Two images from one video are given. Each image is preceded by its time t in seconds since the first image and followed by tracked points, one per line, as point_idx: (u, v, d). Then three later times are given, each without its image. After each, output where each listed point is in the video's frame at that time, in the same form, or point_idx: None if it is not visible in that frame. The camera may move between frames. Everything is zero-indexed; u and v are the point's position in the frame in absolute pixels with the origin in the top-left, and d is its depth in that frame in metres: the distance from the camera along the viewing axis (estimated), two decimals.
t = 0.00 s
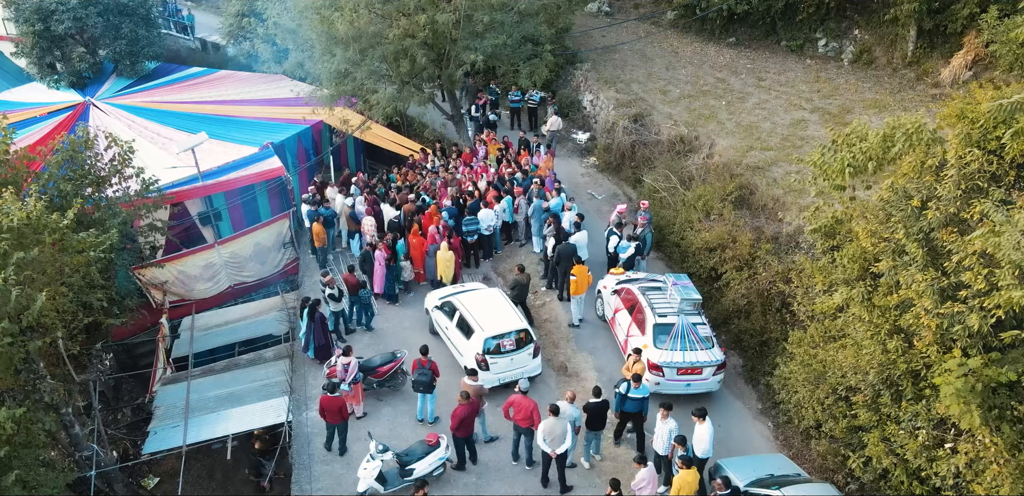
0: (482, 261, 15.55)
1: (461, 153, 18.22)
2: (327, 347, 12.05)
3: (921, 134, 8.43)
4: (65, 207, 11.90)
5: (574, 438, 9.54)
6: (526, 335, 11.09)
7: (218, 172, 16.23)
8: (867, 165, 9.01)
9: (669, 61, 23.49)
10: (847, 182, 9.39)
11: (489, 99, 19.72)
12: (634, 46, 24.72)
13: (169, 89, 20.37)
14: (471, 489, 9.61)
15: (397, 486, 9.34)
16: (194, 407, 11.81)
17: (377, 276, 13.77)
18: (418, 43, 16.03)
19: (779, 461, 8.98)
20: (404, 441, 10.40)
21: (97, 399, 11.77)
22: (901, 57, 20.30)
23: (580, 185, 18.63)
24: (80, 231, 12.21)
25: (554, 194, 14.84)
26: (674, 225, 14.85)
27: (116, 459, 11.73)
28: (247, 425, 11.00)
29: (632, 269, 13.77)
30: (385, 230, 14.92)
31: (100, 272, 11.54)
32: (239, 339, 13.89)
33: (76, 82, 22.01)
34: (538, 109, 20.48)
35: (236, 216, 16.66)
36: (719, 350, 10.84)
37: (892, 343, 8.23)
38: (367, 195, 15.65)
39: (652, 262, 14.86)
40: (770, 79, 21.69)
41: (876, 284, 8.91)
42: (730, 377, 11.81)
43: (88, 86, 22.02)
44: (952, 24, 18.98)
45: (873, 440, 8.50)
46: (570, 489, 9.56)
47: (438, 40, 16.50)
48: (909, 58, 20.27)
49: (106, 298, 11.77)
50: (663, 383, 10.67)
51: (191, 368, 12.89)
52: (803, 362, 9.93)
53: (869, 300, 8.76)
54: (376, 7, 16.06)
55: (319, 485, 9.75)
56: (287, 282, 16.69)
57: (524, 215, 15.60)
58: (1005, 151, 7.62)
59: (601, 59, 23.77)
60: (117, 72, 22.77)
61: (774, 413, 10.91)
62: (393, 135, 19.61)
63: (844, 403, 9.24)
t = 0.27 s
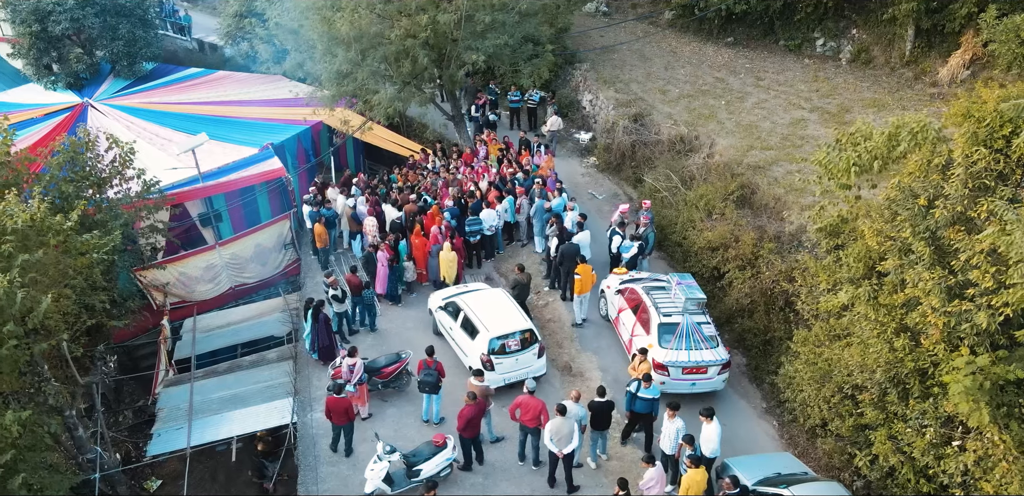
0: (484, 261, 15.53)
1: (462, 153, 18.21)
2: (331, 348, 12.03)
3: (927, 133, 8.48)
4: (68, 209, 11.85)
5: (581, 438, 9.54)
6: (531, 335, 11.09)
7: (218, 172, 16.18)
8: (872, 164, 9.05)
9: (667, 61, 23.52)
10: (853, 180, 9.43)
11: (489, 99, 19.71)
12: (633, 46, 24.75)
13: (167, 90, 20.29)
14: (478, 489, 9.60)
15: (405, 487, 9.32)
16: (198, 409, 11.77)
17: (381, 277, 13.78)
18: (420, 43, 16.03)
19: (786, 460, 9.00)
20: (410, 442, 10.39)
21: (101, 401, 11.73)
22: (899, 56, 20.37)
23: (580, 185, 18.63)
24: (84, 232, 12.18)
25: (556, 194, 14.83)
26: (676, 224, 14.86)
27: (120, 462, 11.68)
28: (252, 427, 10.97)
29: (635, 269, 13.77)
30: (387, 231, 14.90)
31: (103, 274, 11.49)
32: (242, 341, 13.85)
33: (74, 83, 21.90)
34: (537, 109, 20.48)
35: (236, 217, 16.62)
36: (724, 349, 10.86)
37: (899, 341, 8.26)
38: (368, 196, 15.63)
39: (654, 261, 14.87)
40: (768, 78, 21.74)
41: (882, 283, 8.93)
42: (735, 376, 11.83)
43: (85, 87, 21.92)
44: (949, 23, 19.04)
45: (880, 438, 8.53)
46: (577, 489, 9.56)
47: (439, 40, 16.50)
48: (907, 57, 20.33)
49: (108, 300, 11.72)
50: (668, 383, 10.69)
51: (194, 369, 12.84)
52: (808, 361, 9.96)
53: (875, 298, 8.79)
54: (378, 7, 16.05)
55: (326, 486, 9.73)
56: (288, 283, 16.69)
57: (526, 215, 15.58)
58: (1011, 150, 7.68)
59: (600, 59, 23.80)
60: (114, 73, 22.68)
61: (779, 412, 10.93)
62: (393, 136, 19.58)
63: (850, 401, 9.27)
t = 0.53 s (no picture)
0: (487, 262, 15.52)
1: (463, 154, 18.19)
2: (335, 350, 12.00)
3: (935, 133, 8.53)
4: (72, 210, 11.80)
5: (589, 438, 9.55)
6: (537, 335, 11.08)
7: (219, 174, 16.13)
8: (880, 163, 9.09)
9: (666, 61, 23.56)
10: (859, 179, 9.48)
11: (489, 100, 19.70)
12: (632, 46, 24.79)
13: (165, 91, 20.23)
14: (487, 490, 9.60)
15: (413, 488, 9.28)
16: (203, 411, 11.71)
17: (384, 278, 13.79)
18: (422, 44, 16.02)
19: (794, 459, 9.02)
20: (417, 442, 10.37)
21: (105, 403, 11.67)
22: (897, 56, 20.45)
23: (581, 185, 18.63)
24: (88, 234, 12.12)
25: (558, 194, 14.83)
26: (679, 224, 14.88)
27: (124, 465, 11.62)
28: (257, 429, 10.92)
29: (639, 269, 13.78)
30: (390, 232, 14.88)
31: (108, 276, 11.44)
32: (245, 343, 13.80)
33: (71, 84, 21.83)
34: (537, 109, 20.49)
35: (237, 219, 16.58)
36: (729, 349, 10.88)
37: (908, 339, 8.29)
38: (370, 196, 15.60)
39: (657, 261, 14.89)
40: (767, 78, 21.80)
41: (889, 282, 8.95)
42: (740, 375, 11.86)
43: (83, 89, 21.85)
44: (948, 22, 19.11)
45: (888, 436, 8.55)
46: (586, 489, 9.56)
47: (441, 41, 16.50)
48: (905, 57, 20.42)
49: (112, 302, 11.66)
50: (675, 382, 10.70)
51: (197, 371, 12.79)
52: (814, 359, 9.97)
53: (883, 297, 8.81)
54: (380, 8, 16.03)
55: (334, 487, 9.71)
56: (290, 284, 16.62)
57: (528, 215, 15.56)
58: (1019, 148, 7.72)
59: (599, 59, 23.82)
60: (112, 75, 22.63)
61: (785, 411, 10.95)
62: (393, 137, 19.55)
63: (857, 399, 9.28)
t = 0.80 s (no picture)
0: (490, 262, 15.52)
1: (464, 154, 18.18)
2: (341, 351, 11.98)
3: (945, 131, 8.56)
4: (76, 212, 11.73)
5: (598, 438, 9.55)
6: (544, 336, 11.08)
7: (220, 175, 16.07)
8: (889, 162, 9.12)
9: (665, 61, 23.59)
10: (867, 178, 9.52)
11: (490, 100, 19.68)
12: (630, 46, 24.82)
13: (163, 92, 20.14)
14: (496, 490, 9.60)
15: (423, 490, 9.25)
16: (208, 413, 11.65)
17: (389, 279, 13.78)
18: (424, 44, 15.99)
19: (803, 457, 9.06)
20: (425, 443, 10.36)
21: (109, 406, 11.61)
22: (895, 55, 20.52)
23: (582, 184, 18.64)
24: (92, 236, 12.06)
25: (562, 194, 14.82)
26: (682, 223, 14.89)
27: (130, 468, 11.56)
28: (264, 431, 10.88)
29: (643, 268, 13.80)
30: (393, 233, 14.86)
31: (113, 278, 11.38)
32: (248, 344, 13.76)
33: (68, 85, 21.72)
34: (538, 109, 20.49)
35: (238, 220, 16.55)
36: (736, 348, 10.90)
37: (918, 337, 8.33)
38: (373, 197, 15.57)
39: (660, 261, 14.91)
40: (766, 77, 21.86)
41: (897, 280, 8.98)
42: (746, 374, 11.89)
43: (80, 90, 21.76)
44: (946, 21, 19.13)
45: (897, 434, 8.58)
46: (596, 488, 9.57)
47: (442, 41, 16.47)
48: (903, 56, 20.49)
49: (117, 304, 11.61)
50: (682, 381, 10.72)
51: (201, 373, 12.74)
52: (821, 358, 10.00)
53: (892, 295, 8.84)
54: (382, 8, 15.99)
55: (343, 489, 9.68)
56: (293, 285, 16.48)
57: (531, 215, 15.52)
58: None
59: (598, 58, 23.84)
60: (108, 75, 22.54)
61: (792, 409, 10.99)
62: (394, 137, 19.52)
63: (866, 397, 9.32)
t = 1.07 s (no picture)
0: (492, 262, 15.50)
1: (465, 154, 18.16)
2: (345, 352, 11.96)
3: (951, 131, 8.59)
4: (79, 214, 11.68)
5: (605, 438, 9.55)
6: (550, 336, 11.07)
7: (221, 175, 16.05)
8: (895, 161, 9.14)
9: (664, 60, 23.61)
10: (873, 177, 9.57)
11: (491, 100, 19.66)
12: (629, 46, 24.84)
13: (162, 93, 20.08)
14: (504, 490, 9.60)
15: (431, 491, 9.23)
16: (212, 415, 11.63)
17: (392, 279, 13.75)
18: (426, 44, 15.97)
19: (811, 456, 9.07)
20: (431, 444, 10.35)
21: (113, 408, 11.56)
22: (894, 54, 20.58)
23: (583, 184, 18.65)
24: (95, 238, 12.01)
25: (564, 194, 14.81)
26: (685, 223, 14.89)
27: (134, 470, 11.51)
28: (269, 432, 10.86)
29: (646, 268, 13.80)
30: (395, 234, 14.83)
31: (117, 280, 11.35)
32: (250, 346, 13.73)
33: (66, 86, 21.63)
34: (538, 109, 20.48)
35: (239, 221, 16.53)
36: (741, 347, 10.91)
37: (924, 336, 8.36)
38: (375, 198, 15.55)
39: (663, 260, 14.92)
40: (766, 77, 21.90)
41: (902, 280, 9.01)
42: (751, 373, 11.91)
43: (78, 91, 21.69)
44: (945, 21, 19.16)
45: (905, 433, 8.60)
46: (603, 488, 9.57)
47: (444, 42, 16.46)
48: (902, 55, 20.55)
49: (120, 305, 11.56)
50: (688, 381, 10.73)
51: (205, 375, 12.71)
52: (827, 357, 10.01)
53: (898, 294, 8.87)
54: (383, 8, 15.96)
55: (350, 491, 9.67)
56: (294, 287, 16.43)
57: (534, 215, 15.49)
58: None
59: (597, 58, 23.85)
60: (106, 76, 22.47)
61: (797, 408, 11.01)
62: (394, 138, 19.48)
63: (873, 396, 9.33)
